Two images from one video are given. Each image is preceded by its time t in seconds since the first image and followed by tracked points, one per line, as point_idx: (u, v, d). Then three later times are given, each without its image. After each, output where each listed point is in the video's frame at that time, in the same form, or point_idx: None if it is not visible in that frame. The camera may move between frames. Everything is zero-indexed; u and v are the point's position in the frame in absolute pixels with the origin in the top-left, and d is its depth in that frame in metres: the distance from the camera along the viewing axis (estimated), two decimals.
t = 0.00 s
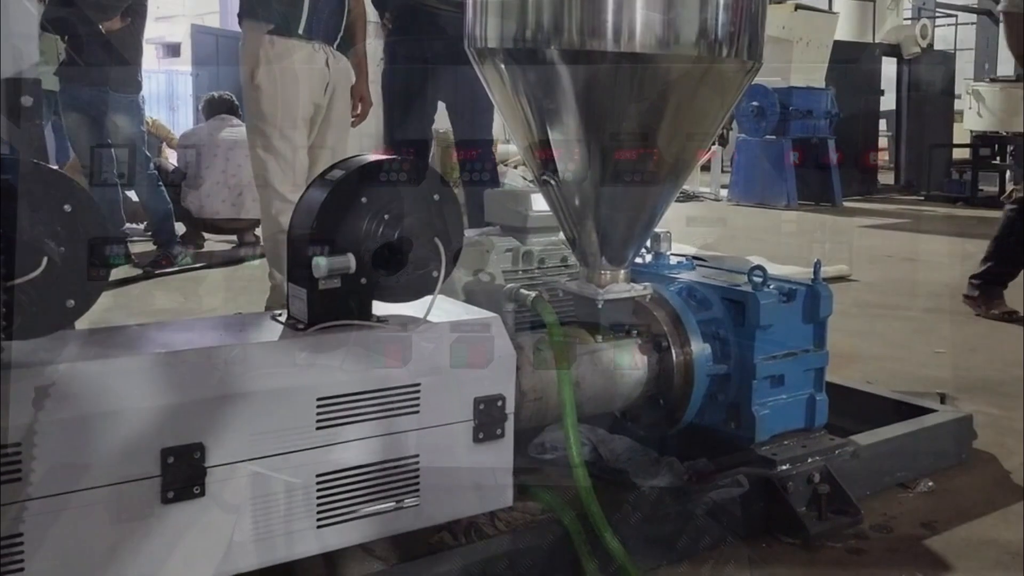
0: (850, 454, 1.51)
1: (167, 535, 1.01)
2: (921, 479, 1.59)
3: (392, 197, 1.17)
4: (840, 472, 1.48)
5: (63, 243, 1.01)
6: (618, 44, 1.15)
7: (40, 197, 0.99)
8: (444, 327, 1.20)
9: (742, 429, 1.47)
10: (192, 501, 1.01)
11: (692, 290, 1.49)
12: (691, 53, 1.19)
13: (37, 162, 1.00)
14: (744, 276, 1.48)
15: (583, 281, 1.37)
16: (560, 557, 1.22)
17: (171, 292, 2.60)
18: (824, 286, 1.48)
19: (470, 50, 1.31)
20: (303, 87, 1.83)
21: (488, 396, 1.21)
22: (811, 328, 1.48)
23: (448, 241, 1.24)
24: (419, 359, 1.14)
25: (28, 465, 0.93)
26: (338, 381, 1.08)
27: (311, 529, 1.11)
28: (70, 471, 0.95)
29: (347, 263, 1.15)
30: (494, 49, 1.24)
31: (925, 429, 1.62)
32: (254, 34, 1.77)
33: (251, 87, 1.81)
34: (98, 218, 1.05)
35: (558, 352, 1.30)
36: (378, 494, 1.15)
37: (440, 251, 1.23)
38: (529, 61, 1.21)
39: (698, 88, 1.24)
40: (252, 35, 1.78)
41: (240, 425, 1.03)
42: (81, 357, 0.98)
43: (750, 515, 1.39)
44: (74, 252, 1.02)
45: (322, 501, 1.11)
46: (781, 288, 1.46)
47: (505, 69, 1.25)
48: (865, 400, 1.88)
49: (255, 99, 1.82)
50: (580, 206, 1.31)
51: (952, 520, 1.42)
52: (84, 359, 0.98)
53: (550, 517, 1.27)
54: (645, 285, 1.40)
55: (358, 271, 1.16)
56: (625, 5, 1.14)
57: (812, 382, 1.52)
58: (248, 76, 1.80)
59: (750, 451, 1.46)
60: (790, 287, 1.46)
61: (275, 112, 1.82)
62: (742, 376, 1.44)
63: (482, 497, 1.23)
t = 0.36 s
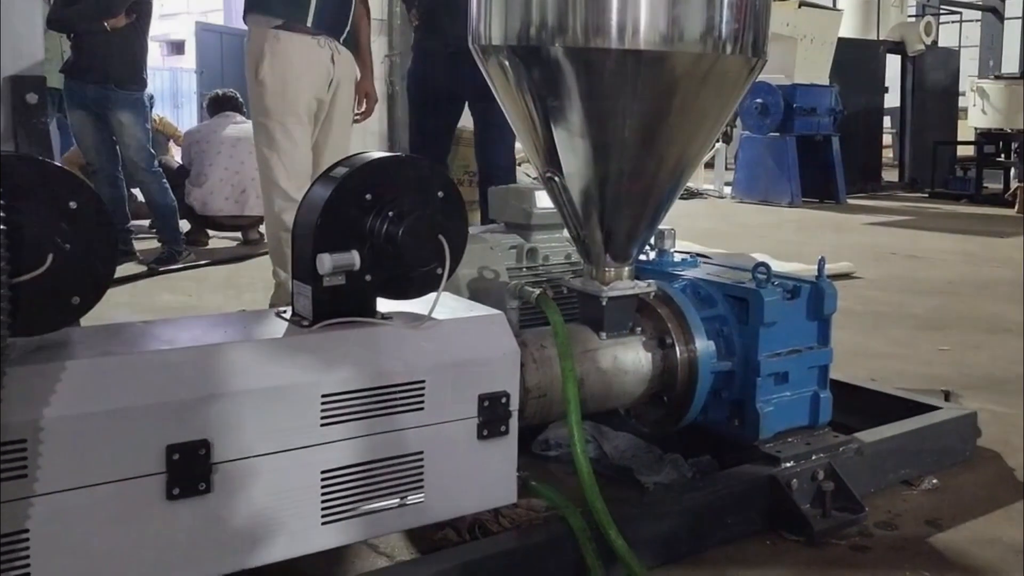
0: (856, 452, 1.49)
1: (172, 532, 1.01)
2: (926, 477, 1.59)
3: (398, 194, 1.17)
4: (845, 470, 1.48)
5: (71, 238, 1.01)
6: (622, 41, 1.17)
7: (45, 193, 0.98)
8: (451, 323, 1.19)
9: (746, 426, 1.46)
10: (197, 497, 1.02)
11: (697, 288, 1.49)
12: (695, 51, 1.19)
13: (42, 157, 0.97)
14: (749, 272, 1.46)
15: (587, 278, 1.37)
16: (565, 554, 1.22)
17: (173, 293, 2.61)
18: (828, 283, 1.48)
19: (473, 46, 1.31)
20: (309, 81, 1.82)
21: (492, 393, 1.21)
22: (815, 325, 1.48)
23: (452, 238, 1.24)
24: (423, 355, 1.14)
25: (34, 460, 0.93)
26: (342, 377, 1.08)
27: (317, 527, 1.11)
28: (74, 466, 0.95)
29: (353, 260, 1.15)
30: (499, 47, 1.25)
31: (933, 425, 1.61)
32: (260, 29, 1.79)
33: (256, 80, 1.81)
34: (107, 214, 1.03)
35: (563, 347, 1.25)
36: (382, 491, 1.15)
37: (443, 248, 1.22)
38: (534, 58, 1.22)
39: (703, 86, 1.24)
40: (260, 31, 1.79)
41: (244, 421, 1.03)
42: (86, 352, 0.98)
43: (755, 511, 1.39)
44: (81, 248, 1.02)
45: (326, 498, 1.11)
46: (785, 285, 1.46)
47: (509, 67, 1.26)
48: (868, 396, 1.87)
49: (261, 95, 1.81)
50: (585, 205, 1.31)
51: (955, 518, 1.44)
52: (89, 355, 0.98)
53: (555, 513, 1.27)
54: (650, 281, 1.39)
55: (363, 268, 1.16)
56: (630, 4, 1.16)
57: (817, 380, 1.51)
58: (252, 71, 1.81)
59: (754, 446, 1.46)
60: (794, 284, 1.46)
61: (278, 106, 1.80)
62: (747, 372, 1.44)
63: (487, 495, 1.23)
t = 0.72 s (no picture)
0: (860, 450, 1.49)
1: (178, 529, 1.02)
2: (931, 475, 1.59)
3: (403, 193, 1.17)
4: (850, 469, 1.48)
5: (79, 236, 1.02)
6: (628, 40, 1.17)
7: (50, 192, 0.98)
8: (456, 322, 1.19)
9: (751, 424, 1.46)
10: (203, 494, 1.02)
11: (703, 286, 1.49)
12: (701, 50, 1.19)
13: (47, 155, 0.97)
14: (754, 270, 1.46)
15: (591, 276, 1.37)
16: (570, 552, 1.22)
17: (179, 290, 2.62)
18: (832, 282, 1.48)
19: (478, 45, 1.31)
20: (320, 81, 1.83)
21: (498, 391, 1.21)
22: (820, 324, 1.48)
23: (458, 237, 1.24)
24: (429, 352, 1.15)
25: (41, 458, 0.93)
26: (347, 375, 1.08)
27: (323, 525, 1.11)
28: (80, 463, 0.95)
29: (358, 259, 1.15)
30: (504, 46, 1.25)
31: (939, 424, 1.60)
32: (269, 28, 1.80)
33: (266, 81, 1.82)
34: (112, 211, 1.03)
35: (568, 345, 1.25)
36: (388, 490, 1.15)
37: (449, 247, 1.22)
38: (538, 57, 1.22)
39: (709, 83, 1.24)
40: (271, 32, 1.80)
41: (250, 418, 1.04)
42: (92, 350, 0.98)
43: (759, 508, 1.39)
44: (88, 245, 1.02)
45: (331, 495, 1.11)
46: (790, 283, 1.46)
47: (515, 65, 1.26)
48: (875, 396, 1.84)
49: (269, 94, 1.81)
50: (590, 204, 1.32)
51: (960, 517, 1.44)
52: (95, 353, 0.98)
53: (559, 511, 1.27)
54: (655, 279, 1.39)
55: (368, 267, 1.17)
56: (634, 2, 1.16)
57: (822, 378, 1.51)
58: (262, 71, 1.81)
59: (759, 445, 1.45)
60: (799, 283, 1.46)
61: (289, 106, 1.80)
62: (752, 370, 1.44)
63: (492, 493, 1.23)
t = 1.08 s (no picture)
0: (870, 448, 1.49)
1: (191, 525, 1.02)
2: (941, 474, 1.59)
3: (414, 190, 1.18)
4: (860, 467, 1.47)
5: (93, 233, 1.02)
6: (637, 37, 1.17)
7: (65, 189, 0.99)
8: (466, 319, 1.19)
9: (761, 422, 1.46)
10: (216, 491, 1.02)
11: (712, 284, 1.49)
12: (710, 47, 1.19)
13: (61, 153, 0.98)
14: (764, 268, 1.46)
15: (601, 274, 1.37)
16: (580, 549, 1.22)
17: (190, 288, 2.63)
18: (842, 280, 1.48)
19: (489, 42, 1.31)
20: (338, 80, 1.85)
21: (508, 388, 1.21)
22: (830, 322, 1.48)
23: (468, 234, 1.24)
24: (439, 350, 1.15)
25: (55, 454, 0.94)
26: (358, 372, 1.09)
27: (334, 521, 1.11)
28: (93, 459, 0.96)
29: (368, 256, 1.15)
30: (513, 43, 1.25)
31: (949, 423, 1.60)
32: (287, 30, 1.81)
33: (283, 82, 1.83)
34: (127, 210, 1.04)
35: (578, 344, 1.25)
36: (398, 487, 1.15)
37: (459, 244, 1.22)
38: (548, 55, 1.22)
39: (719, 81, 1.24)
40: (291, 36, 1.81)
41: (262, 415, 1.04)
42: (105, 347, 0.99)
43: (769, 506, 1.39)
44: (102, 242, 1.03)
45: (342, 492, 1.11)
46: (800, 281, 1.46)
47: (524, 62, 1.26)
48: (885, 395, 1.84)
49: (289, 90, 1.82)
50: (599, 202, 1.32)
51: (971, 516, 1.44)
52: (108, 349, 0.99)
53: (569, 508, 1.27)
54: (664, 277, 1.39)
55: (379, 264, 1.17)
56: None
57: (831, 376, 1.51)
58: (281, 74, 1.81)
59: (768, 443, 1.45)
60: (808, 280, 1.46)
61: (312, 105, 1.82)
62: (761, 369, 1.44)
63: (502, 490, 1.23)
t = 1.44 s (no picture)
0: (883, 446, 1.49)
1: (208, 521, 1.03)
2: (955, 472, 1.58)
3: (429, 188, 1.18)
4: (873, 466, 1.47)
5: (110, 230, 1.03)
6: (651, 35, 1.17)
7: (84, 186, 1.00)
8: (480, 316, 1.19)
9: (774, 420, 1.46)
10: (232, 485, 1.03)
11: (726, 282, 1.49)
12: (724, 45, 1.19)
13: (80, 150, 0.99)
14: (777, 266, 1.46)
15: (614, 272, 1.38)
16: (593, 547, 1.23)
17: (205, 285, 2.64)
18: (856, 278, 1.48)
19: (502, 40, 1.31)
20: (358, 79, 1.88)
21: (522, 385, 1.21)
22: (843, 320, 1.48)
23: (483, 232, 1.24)
24: (454, 346, 1.15)
25: (74, 448, 0.95)
26: (373, 369, 1.09)
27: (349, 517, 1.12)
28: (111, 454, 0.97)
29: (383, 254, 1.16)
30: (527, 41, 1.25)
31: (962, 422, 1.60)
32: (308, 31, 1.83)
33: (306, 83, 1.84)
34: (144, 208, 1.04)
35: (591, 341, 1.25)
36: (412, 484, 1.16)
37: (473, 242, 1.22)
38: (562, 53, 1.22)
39: (732, 79, 1.24)
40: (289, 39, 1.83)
41: (278, 411, 1.05)
42: (123, 343, 1.00)
43: (782, 505, 1.38)
44: (120, 239, 1.03)
45: (356, 487, 1.12)
46: (813, 279, 1.46)
47: (538, 60, 1.26)
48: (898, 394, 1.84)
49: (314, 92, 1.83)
50: (612, 199, 1.32)
51: (984, 516, 1.43)
52: (126, 345, 0.99)
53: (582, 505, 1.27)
54: (677, 275, 1.39)
55: (393, 261, 1.17)
56: None
57: (845, 374, 1.50)
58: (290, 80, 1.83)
59: (781, 441, 1.45)
60: (822, 279, 1.46)
61: (334, 106, 1.84)
62: (774, 367, 1.44)
63: (515, 487, 1.23)
